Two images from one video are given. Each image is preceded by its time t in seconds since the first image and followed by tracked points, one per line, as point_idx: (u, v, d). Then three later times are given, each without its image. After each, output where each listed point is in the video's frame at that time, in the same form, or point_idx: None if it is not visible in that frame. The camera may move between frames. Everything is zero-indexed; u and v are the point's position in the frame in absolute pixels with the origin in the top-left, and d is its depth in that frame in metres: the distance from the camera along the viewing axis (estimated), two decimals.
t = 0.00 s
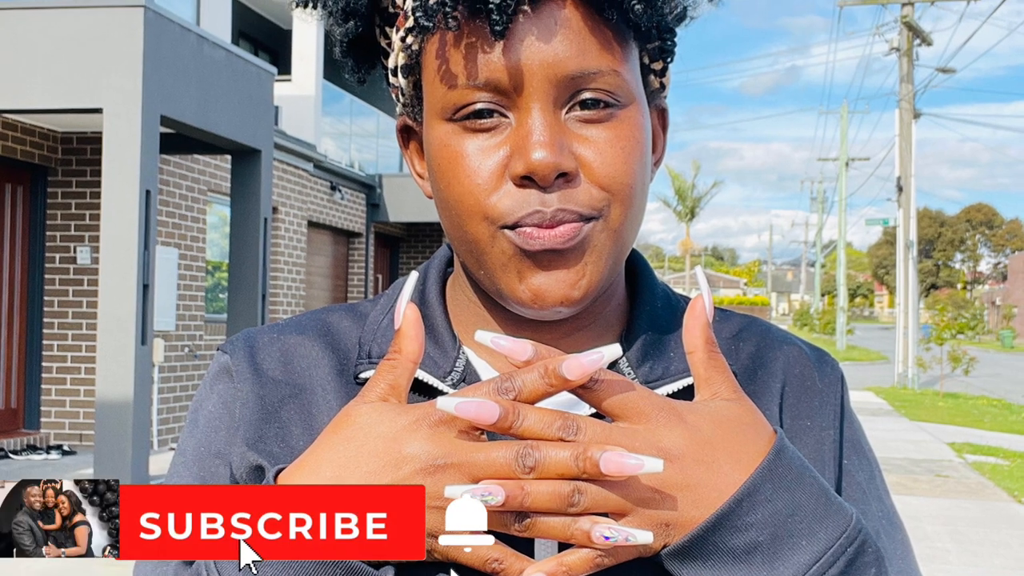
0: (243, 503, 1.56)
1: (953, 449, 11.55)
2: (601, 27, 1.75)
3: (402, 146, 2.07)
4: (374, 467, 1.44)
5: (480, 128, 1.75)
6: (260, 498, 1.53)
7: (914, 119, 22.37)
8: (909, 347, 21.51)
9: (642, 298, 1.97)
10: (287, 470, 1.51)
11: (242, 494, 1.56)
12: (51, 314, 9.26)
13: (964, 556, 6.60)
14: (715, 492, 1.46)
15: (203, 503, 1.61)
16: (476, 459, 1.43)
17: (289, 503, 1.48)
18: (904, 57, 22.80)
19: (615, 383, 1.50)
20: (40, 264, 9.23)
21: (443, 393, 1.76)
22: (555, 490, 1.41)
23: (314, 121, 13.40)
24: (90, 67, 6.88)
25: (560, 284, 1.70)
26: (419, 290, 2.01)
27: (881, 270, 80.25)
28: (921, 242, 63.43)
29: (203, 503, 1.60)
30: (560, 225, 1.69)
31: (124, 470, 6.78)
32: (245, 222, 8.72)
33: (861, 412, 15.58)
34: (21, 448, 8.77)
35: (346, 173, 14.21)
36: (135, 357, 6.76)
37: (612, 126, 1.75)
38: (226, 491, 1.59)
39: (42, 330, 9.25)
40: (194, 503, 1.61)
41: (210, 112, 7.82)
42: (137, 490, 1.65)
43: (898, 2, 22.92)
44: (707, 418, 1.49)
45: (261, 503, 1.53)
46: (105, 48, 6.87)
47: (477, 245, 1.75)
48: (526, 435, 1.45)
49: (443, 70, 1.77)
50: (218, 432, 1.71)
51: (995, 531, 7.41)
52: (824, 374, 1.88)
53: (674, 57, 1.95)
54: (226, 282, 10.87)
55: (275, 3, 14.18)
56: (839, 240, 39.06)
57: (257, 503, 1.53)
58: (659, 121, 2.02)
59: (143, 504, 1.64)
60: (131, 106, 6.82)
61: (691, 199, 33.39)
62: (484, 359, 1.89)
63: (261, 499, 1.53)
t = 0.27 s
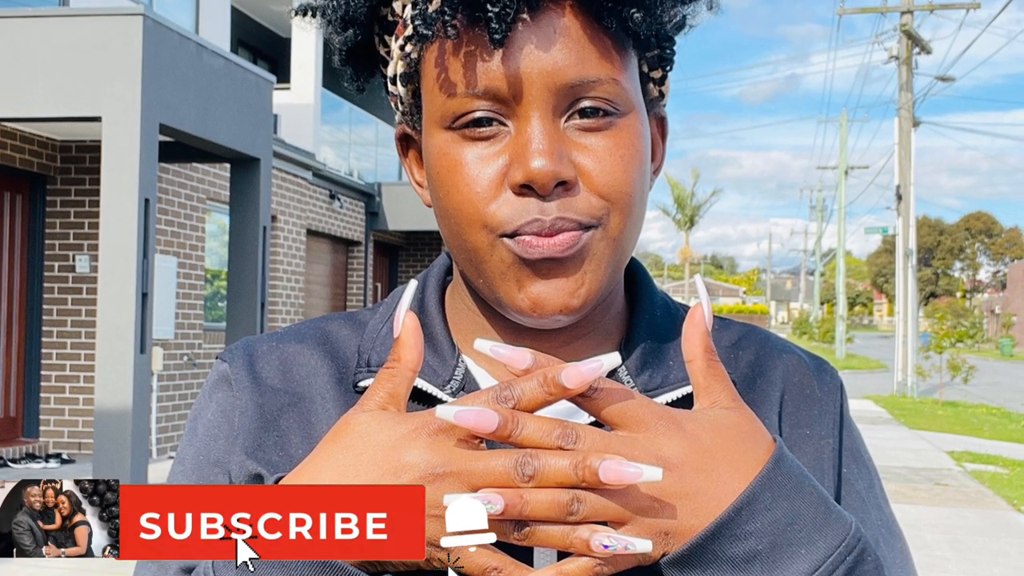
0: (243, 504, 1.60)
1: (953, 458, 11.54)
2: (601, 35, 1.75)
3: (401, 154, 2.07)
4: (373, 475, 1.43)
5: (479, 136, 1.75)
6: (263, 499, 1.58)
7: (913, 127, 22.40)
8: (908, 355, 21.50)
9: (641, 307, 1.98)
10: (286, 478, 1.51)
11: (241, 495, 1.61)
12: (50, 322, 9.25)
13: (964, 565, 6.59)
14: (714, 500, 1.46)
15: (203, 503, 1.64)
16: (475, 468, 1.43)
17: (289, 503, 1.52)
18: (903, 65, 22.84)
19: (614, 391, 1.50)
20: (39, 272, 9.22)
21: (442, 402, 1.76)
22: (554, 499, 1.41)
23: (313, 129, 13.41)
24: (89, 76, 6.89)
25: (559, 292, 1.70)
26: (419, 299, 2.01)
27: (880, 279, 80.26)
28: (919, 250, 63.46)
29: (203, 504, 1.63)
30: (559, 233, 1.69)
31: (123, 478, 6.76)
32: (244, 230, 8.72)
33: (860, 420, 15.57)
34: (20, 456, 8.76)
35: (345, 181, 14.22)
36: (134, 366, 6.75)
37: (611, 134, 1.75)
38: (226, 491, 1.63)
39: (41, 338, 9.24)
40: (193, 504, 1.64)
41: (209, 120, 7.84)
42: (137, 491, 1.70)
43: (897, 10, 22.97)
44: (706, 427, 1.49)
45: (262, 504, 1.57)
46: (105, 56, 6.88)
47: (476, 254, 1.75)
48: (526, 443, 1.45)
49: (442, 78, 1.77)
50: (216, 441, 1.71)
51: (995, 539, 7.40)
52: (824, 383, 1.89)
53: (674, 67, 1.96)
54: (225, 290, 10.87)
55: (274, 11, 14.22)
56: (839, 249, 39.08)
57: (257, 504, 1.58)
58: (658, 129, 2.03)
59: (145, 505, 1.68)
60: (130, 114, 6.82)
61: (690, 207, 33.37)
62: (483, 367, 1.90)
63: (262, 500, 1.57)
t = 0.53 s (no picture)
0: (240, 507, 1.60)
1: (952, 466, 11.53)
2: (600, 44, 1.76)
3: (399, 163, 2.08)
4: (372, 484, 1.42)
5: (478, 144, 1.76)
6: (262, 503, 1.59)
7: (913, 136, 22.43)
8: (907, 363, 21.50)
9: (640, 315, 1.98)
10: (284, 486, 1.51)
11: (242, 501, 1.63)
12: (49, 331, 9.25)
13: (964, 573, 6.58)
14: (713, 509, 1.46)
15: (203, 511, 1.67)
16: (474, 477, 1.43)
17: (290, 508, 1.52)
18: (902, 73, 22.90)
19: (612, 400, 1.50)
20: (38, 280, 9.22)
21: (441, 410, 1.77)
22: (553, 507, 1.41)
23: (312, 138, 13.42)
24: (88, 85, 6.90)
25: (558, 300, 1.71)
26: (418, 307, 2.02)
27: (879, 287, 80.26)
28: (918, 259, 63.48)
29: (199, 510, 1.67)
30: (558, 242, 1.70)
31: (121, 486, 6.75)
32: (242, 239, 8.72)
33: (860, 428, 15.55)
34: (19, 465, 8.76)
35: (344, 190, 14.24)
36: (132, 374, 6.75)
37: (610, 142, 1.75)
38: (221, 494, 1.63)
39: (40, 346, 9.24)
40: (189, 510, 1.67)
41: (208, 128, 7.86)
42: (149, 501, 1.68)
43: (896, 19, 23.03)
44: (705, 436, 1.49)
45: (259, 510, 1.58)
46: (104, 65, 6.89)
47: (475, 262, 1.75)
48: (525, 452, 1.45)
49: (441, 87, 1.77)
50: (215, 450, 1.71)
51: (995, 548, 7.39)
52: (823, 392, 1.89)
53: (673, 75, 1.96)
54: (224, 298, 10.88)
55: (273, 20, 14.26)
56: (838, 257, 39.10)
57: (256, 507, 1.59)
58: (657, 137, 2.03)
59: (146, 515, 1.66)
60: (129, 123, 6.83)
61: (689, 216, 33.38)
62: (482, 376, 1.90)
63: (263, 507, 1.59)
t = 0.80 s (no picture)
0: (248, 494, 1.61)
1: (952, 475, 11.52)
2: (599, 52, 1.77)
3: (398, 171, 2.08)
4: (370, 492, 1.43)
5: (477, 153, 1.76)
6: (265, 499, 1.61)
7: (912, 144, 22.45)
8: (907, 372, 21.48)
9: (640, 324, 1.99)
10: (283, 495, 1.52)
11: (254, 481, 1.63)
12: (49, 339, 9.25)
13: None
14: (712, 517, 1.46)
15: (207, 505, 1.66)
16: (473, 485, 1.42)
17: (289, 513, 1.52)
18: (902, 82, 22.94)
19: (612, 408, 1.50)
20: (37, 288, 9.21)
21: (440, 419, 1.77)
22: (552, 515, 1.41)
23: (311, 146, 13.43)
24: (87, 93, 6.91)
25: (557, 309, 1.71)
26: (417, 315, 2.02)
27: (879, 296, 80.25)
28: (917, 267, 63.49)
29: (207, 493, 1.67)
30: (557, 250, 1.70)
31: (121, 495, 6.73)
32: (241, 247, 8.72)
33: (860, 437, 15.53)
34: (19, 473, 8.75)
35: (343, 199, 14.25)
36: (131, 383, 6.74)
37: (609, 151, 1.76)
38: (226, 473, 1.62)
39: (39, 355, 9.23)
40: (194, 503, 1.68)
41: (207, 137, 7.87)
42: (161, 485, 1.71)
43: (895, 27, 23.07)
44: (703, 444, 1.49)
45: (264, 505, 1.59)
46: (103, 73, 6.90)
47: (474, 271, 1.75)
48: (524, 461, 1.45)
49: (440, 95, 1.78)
50: (214, 457, 1.71)
51: (995, 557, 7.38)
52: (822, 399, 1.89)
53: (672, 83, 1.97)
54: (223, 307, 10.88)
55: (273, 28, 14.29)
56: (838, 266, 39.09)
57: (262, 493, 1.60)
58: (656, 145, 2.04)
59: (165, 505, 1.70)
60: (128, 131, 6.84)
61: (689, 224, 33.38)
62: (482, 385, 1.90)
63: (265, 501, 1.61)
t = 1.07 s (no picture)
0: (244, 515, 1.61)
1: (951, 483, 11.51)
2: (598, 60, 1.78)
3: (397, 180, 2.08)
4: (369, 501, 1.43)
5: (476, 161, 1.76)
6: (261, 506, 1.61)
7: (911, 153, 22.47)
8: (905, 381, 21.47)
9: (638, 332, 1.99)
10: (282, 503, 1.52)
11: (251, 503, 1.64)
12: (47, 348, 9.24)
13: None
14: (711, 526, 1.46)
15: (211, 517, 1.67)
16: (473, 493, 1.42)
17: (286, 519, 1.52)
18: (901, 90, 22.99)
19: (611, 417, 1.50)
20: (35, 297, 9.21)
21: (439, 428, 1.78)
22: (551, 524, 1.41)
23: (310, 154, 13.44)
24: (85, 101, 6.92)
25: (556, 318, 1.71)
26: (415, 324, 2.02)
27: (878, 304, 80.23)
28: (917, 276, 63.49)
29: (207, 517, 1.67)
30: (556, 258, 1.70)
31: (120, 504, 6.73)
32: (240, 256, 8.73)
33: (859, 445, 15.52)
34: (17, 481, 8.74)
35: (342, 207, 14.26)
36: (131, 391, 6.74)
37: (608, 159, 1.76)
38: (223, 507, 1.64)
39: (38, 363, 9.22)
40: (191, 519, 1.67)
41: (206, 145, 7.88)
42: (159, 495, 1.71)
43: (894, 35, 23.14)
44: (703, 453, 1.49)
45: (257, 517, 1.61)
46: (101, 82, 6.91)
47: (473, 279, 1.76)
48: (523, 469, 1.45)
49: (439, 104, 1.78)
50: (214, 466, 1.71)
51: (994, 565, 7.38)
52: (821, 408, 1.89)
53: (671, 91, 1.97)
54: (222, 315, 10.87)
55: (272, 37, 14.31)
56: (837, 274, 39.07)
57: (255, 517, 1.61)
58: (655, 154, 2.04)
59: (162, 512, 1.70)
60: (127, 139, 6.85)
61: (688, 233, 33.38)
62: (481, 394, 1.90)
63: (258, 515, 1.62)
